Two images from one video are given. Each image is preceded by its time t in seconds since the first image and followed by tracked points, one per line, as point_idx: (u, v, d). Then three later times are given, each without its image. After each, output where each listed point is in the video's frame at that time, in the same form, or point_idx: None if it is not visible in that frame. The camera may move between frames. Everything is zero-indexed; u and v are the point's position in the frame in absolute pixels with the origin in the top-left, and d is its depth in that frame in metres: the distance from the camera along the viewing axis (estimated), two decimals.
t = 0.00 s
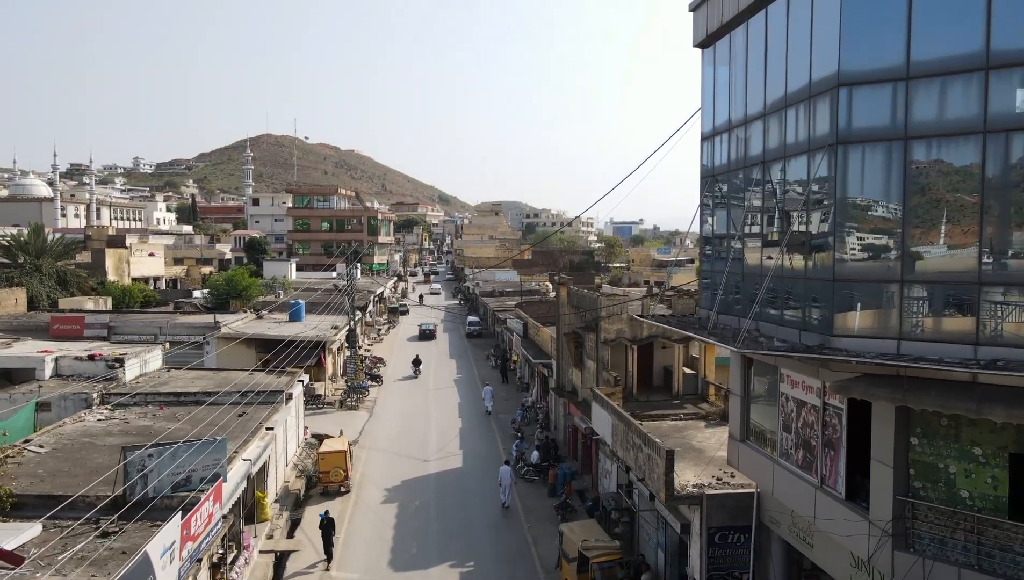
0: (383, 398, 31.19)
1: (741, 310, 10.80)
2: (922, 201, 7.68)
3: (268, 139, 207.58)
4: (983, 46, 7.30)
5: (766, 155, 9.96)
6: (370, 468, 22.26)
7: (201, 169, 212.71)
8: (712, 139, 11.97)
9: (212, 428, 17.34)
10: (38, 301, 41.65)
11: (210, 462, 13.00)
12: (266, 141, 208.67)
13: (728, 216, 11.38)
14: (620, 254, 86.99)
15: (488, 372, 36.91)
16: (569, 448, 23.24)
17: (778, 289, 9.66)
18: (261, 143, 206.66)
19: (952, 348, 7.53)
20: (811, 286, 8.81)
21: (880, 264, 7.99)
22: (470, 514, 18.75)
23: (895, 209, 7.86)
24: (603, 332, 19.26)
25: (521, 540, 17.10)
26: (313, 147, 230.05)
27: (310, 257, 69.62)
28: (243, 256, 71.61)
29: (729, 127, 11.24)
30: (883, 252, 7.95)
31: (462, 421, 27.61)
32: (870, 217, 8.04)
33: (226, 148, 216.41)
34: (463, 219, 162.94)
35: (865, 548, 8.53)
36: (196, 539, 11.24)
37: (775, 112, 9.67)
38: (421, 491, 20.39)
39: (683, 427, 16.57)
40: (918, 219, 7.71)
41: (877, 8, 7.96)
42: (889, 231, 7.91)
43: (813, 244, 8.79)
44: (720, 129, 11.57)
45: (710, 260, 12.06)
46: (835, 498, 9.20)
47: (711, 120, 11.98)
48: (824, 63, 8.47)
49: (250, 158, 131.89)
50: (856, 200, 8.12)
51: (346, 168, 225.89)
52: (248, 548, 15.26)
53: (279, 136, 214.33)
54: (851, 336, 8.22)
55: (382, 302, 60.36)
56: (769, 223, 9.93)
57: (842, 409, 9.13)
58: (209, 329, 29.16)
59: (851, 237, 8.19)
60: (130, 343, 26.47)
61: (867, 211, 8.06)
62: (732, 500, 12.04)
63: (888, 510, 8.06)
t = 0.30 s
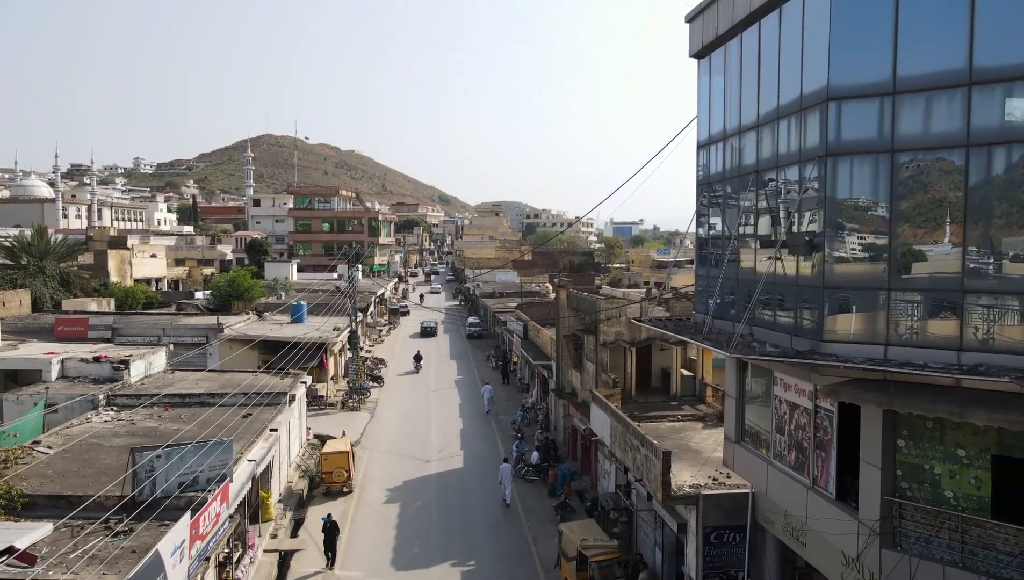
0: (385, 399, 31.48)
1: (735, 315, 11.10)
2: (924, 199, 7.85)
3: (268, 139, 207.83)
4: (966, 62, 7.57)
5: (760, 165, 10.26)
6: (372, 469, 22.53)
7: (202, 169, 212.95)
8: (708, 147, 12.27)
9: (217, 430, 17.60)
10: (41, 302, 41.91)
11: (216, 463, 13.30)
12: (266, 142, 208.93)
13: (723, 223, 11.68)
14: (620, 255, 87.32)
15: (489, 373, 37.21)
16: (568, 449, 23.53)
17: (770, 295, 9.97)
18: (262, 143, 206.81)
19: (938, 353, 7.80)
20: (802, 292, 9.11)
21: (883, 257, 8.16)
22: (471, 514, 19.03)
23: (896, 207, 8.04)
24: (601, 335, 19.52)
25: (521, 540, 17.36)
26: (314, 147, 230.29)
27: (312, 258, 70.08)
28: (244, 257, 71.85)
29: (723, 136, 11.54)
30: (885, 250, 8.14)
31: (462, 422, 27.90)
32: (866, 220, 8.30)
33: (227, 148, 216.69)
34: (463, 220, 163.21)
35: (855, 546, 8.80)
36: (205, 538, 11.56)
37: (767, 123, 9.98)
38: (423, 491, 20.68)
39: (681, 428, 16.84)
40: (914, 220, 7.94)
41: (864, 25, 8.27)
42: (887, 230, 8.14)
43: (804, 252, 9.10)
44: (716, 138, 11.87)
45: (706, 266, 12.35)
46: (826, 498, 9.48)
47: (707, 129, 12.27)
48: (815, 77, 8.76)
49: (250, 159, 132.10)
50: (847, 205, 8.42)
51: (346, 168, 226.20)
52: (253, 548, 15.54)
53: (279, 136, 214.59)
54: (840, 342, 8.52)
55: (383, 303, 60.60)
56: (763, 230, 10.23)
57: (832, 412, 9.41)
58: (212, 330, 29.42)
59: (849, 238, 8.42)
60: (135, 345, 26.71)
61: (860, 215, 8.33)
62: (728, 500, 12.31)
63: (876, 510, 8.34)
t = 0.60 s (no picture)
0: (386, 400, 31.76)
1: (729, 320, 11.42)
2: (923, 199, 8.08)
3: (269, 140, 208.13)
4: (949, 78, 7.87)
5: (753, 174, 10.59)
6: (374, 469, 22.82)
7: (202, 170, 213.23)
8: (703, 155, 12.59)
9: (222, 431, 17.89)
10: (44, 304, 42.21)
11: (223, 463, 13.62)
12: (266, 142, 209.25)
13: (717, 230, 12.01)
14: (620, 255, 87.67)
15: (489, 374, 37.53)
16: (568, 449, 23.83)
17: (763, 301, 10.30)
18: (262, 143, 207.06)
19: (922, 358, 8.10)
20: (793, 298, 9.44)
21: (889, 255, 8.32)
22: (471, 513, 19.32)
23: (898, 204, 8.24)
24: (600, 337, 19.85)
25: (522, 540, 17.63)
26: (314, 148, 230.64)
27: (313, 260, 70.40)
28: (245, 258, 72.14)
29: (718, 145, 11.86)
30: (893, 251, 8.28)
31: (463, 422, 28.21)
32: (851, 229, 8.64)
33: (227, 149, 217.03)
34: (463, 221, 163.51)
35: (844, 544, 9.11)
36: (213, 537, 11.91)
37: (760, 133, 10.31)
38: (425, 491, 20.98)
39: (678, 429, 17.14)
40: (903, 226, 8.23)
41: (852, 41, 8.59)
42: (875, 238, 8.45)
43: (795, 260, 9.43)
44: (710, 146, 12.19)
45: (702, 271, 12.67)
46: (817, 497, 9.77)
47: (703, 137, 12.59)
48: (805, 91, 9.08)
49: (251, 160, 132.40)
50: (835, 214, 8.77)
51: (346, 169, 226.53)
52: (258, 547, 15.82)
53: (280, 137, 214.81)
54: (829, 347, 8.83)
55: (384, 305, 60.89)
56: (755, 238, 10.57)
57: (822, 414, 9.70)
58: (215, 332, 29.70)
59: (850, 238, 8.65)
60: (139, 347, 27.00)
61: (846, 225, 8.68)
62: (724, 500, 12.60)
63: (863, 509, 8.65)
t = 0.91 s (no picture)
0: (388, 401, 32.08)
1: (722, 324, 11.78)
2: (906, 209, 8.44)
3: (269, 141, 208.53)
4: (931, 93, 8.20)
5: (745, 183, 10.95)
6: (376, 469, 23.16)
7: (202, 170, 213.68)
8: (698, 164, 12.94)
9: (227, 431, 18.23)
10: (49, 305, 42.54)
11: (230, 463, 13.98)
12: (267, 143, 209.66)
13: (711, 237, 12.37)
14: (620, 256, 87.94)
15: (490, 375, 37.86)
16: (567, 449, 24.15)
17: (754, 306, 10.66)
18: (263, 143, 207.35)
19: (905, 362, 8.46)
20: (783, 304, 9.80)
21: (888, 253, 8.56)
22: (472, 512, 19.67)
23: (893, 207, 8.52)
24: (599, 339, 20.24)
25: (522, 538, 17.96)
26: (314, 148, 231.04)
27: (314, 261, 70.75)
28: (247, 259, 72.51)
29: (713, 154, 12.22)
30: (894, 249, 8.51)
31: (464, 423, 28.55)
32: (834, 236, 9.03)
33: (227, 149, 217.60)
34: (463, 221, 163.92)
35: (832, 542, 9.44)
36: (221, 535, 12.30)
37: (752, 143, 10.66)
38: (426, 490, 21.32)
39: (675, 430, 17.47)
40: (887, 233, 8.58)
41: (839, 56, 8.93)
42: (861, 247, 8.79)
43: (785, 267, 9.79)
44: (705, 155, 12.55)
45: (696, 276, 13.02)
46: (807, 496, 10.10)
47: (698, 146, 12.94)
48: (795, 104, 9.43)
49: (251, 160, 132.71)
50: (820, 222, 9.14)
51: (347, 169, 226.99)
52: (263, 545, 16.17)
53: (280, 137, 215.13)
54: (817, 352, 9.19)
55: (385, 306, 61.22)
56: (748, 246, 10.91)
57: (812, 415, 10.04)
58: (219, 333, 30.03)
59: (841, 244, 8.97)
60: (144, 349, 27.34)
61: (827, 232, 9.08)
62: (719, 499, 12.94)
63: (850, 507, 8.99)
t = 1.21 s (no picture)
0: (389, 401, 32.44)
1: (715, 327, 12.14)
2: (891, 218, 8.82)
3: (269, 142, 208.83)
4: (914, 107, 8.58)
5: (738, 192, 11.33)
6: (378, 469, 23.51)
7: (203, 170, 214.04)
8: (694, 171, 13.31)
9: (232, 431, 18.58)
10: (52, 306, 42.88)
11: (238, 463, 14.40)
12: (267, 143, 209.96)
13: (705, 242, 12.75)
14: (620, 257, 88.19)
15: (490, 375, 38.28)
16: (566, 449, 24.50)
17: (746, 310, 11.03)
18: (263, 143, 207.65)
19: (890, 365, 8.84)
20: (773, 308, 10.15)
21: (891, 253, 8.82)
22: (473, 511, 20.02)
23: (879, 217, 8.90)
24: (598, 341, 20.71)
25: (522, 537, 18.31)
26: (315, 148, 231.37)
27: (315, 261, 71.12)
28: (248, 259, 72.86)
29: (707, 162, 12.60)
30: (897, 249, 8.76)
31: (464, 423, 28.91)
32: (820, 244, 9.39)
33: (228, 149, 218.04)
34: (463, 221, 164.22)
35: (820, 538, 9.79)
36: (230, 531, 12.71)
37: (745, 152, 11.04)
38: (428, 489, 21.67)
39: (673, 430, 17.81)
40: (873, 241, 8.96)
41: (826, 70, 9.28)
42: (848, 254, 9.16)
43: (775, 272, 10.15)
44: (700, 163, 12.92)
45: (692, 280, 13.38)
46: (797, 493, 10.45)
47: (693, 154, 13.32)
48: (784, 116, 9.80)
49: (252, 161, 133.05)
50: (809, 229, 9.50)
51: (347, 169, 227.37)
52: (268, 543, 16.53)
53: (280, 137, 215.41)
54: (805, 355, 9.54)
55: (386, 307, 61.56)
56: (740, 252, 11.27)
57: (801, 416, 10.40)
58: (222, 334, 30.37)
59: (828, 252, 9.34)
60: (149, 350, 27.67)
61: (815, 240, 9.43)
62: (713, 498, 13.29)
63: (838, 504, 9.35)
